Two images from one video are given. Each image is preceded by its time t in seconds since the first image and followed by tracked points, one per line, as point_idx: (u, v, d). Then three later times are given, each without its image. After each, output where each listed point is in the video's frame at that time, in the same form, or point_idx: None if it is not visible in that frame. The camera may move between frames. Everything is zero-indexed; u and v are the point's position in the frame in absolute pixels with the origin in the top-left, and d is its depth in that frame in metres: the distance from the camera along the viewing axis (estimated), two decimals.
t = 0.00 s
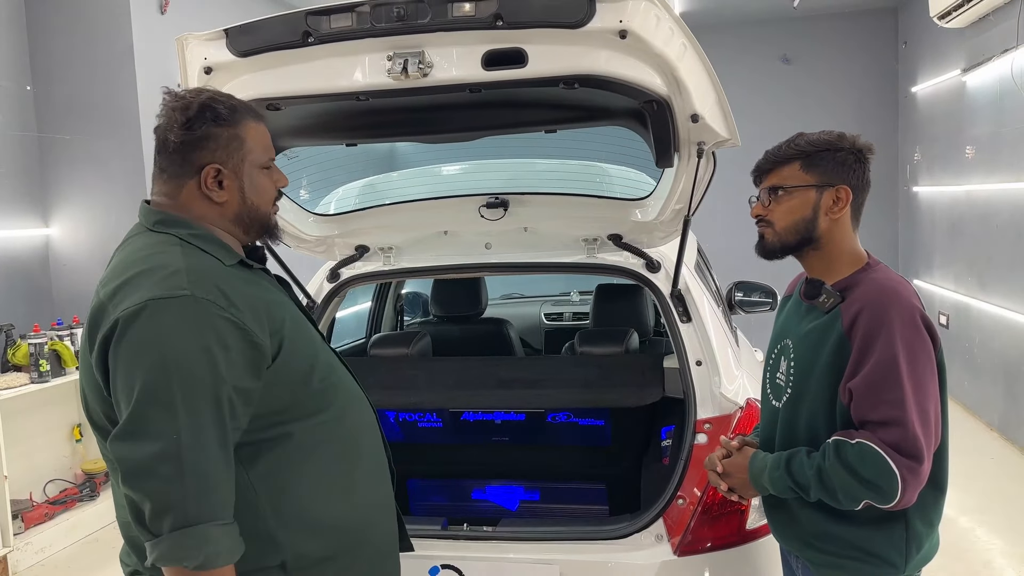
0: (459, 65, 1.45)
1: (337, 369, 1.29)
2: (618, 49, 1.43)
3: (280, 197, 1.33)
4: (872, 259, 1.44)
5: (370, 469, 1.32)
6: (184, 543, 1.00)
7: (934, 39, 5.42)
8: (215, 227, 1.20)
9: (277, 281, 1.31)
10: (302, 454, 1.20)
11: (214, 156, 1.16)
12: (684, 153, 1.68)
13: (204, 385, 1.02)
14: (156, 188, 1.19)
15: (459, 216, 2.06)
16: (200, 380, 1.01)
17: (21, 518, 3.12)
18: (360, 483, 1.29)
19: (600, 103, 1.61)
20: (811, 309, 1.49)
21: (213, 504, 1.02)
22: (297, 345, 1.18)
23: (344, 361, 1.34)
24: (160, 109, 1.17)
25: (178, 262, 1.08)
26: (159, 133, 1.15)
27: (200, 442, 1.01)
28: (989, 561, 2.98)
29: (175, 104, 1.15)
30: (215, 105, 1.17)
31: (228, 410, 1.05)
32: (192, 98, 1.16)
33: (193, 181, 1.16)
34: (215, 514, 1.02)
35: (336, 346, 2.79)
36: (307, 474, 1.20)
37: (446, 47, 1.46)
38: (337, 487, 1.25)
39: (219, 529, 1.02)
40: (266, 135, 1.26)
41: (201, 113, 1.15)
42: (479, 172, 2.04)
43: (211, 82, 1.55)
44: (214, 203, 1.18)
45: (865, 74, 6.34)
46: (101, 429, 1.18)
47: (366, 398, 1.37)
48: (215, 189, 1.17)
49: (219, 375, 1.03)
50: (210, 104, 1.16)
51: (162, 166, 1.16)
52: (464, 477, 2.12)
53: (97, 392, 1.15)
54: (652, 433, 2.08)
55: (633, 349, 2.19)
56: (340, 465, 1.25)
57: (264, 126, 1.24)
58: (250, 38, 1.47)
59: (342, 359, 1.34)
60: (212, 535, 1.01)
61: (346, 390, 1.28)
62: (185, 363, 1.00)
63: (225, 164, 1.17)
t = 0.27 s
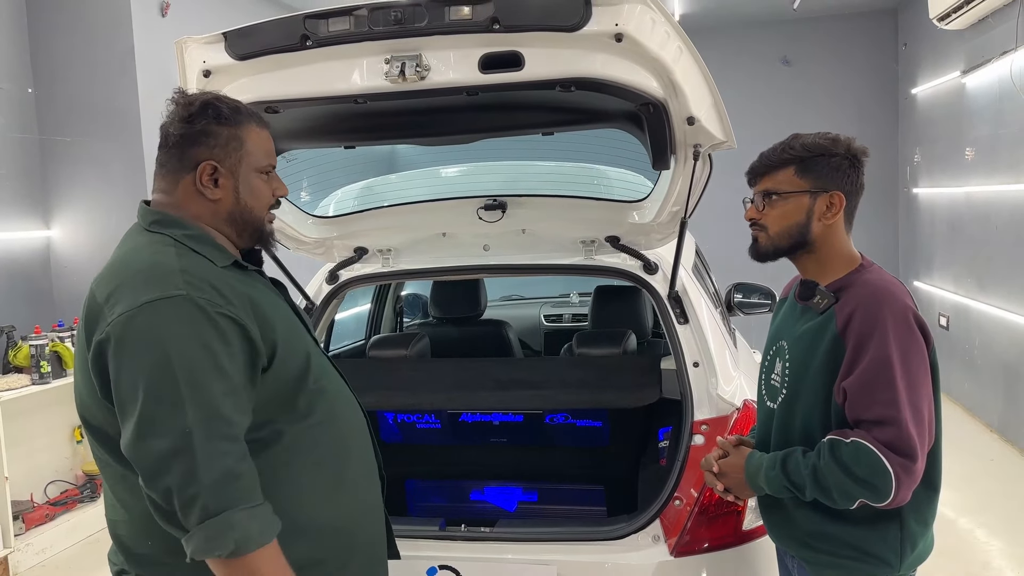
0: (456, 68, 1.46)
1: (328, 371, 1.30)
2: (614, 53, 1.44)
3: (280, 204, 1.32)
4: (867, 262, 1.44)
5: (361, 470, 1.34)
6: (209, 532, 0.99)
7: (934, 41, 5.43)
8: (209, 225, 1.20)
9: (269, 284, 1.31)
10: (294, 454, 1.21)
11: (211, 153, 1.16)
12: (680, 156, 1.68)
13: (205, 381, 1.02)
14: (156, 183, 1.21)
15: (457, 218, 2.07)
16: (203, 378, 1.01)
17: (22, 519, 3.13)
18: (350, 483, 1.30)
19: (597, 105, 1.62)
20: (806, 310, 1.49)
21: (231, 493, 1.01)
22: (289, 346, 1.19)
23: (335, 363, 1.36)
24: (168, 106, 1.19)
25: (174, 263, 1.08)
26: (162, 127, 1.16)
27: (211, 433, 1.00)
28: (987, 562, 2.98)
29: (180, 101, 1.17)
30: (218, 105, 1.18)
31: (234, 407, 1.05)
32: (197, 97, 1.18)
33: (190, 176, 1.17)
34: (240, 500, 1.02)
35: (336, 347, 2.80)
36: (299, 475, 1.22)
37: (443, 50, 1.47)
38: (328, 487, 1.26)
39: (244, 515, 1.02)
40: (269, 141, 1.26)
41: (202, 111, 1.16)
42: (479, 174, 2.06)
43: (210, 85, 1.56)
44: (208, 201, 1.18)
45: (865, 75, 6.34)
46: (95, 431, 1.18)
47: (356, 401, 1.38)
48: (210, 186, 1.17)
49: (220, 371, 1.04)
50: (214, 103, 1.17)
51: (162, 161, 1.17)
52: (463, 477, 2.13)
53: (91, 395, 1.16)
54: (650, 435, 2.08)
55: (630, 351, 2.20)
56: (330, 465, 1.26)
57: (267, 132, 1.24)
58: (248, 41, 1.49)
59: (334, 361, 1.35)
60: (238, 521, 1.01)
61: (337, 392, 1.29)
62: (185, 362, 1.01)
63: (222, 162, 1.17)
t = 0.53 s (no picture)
0: (454, 71, 1.47)
1: (323, 375, 1.30)
2: (612, 55, 1.44)
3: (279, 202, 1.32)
4: (862, 263, 1.44)
5: (354, 474, 1.34)
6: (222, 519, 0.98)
7: (934, 42, 5.42)
8: (210, 230, 1.21)
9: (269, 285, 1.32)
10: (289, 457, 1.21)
11: (208, 159, 1.16)
12: (678, 158, 1.68)
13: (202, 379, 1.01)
14: (155, 191, 1.22)
15: (456, 220, 2.07)
16: (200, 376, 1.01)
17: (23, 521, 3.14)
18: (343, 485, 1.31)
19: (595, 108, 1.63)
20: (803, 313, 1.49)
21: (243, 478, 1.00)
22: (284, 349, 1.19)
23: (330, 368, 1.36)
24: (162, 114, 1.19)
25: (168, 266, 1.09)
26: (157, 137, 1.17)
27: (215, 424, 1.00)
28: (988, 564, 2.97)
29: (173, 108, 1.17)
30: (212, 110, 1.18)
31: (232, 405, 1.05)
32: (190, 102, 1.18)
33: (188, 184, 1.18)
34: (253, 480, 1.01)
35: (335, 349, 2.80)
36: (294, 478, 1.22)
37: (441, 53, 1.47)
38: (322, 490, 1.26)
39: (260, 493, 1.00)
40: (265, 140, 1.26)
41: (196, 117, 1.16)
42: (478, 176, 2.04)
43: (209, 88, 1.56)
44: (209, 206, 1.19)
45: (866, 76, 6.34)
46: (91, 435, 1.18)
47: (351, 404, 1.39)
48: (209, 192, 1.18)
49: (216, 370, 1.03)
50: (207, 108, 1.17)
51: (161, 169, 1.18)
52: (461, 480, 2.15)
53: (87, 399, 1.16)
54: (648, 436, 2.10)
55: (629, 352, 2.21)
56: (323, 469, 1.26)
57: (262, 132, 1.24)
58: (246, 43, 1.49)
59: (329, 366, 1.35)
60: (256, 499, 0.99)
61: (331, 395, 1.29)
62: (181, 361, 1.00)
63: (219, 167, 1.18)
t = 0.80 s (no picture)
0: (454, 72, 1.47)
1: (324, 377, 1.30)
2: (612, 56, 1.44)
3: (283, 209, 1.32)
4: (863, 265, 1.44)
5: (356, 476, 1.34)
6: (218, 532, 1.01)
7: (937, 43, 5.41)
8: (213, 232, 1.20)
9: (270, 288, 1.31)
10: (289, 461, 1.21)
11: (216, 159, 1.16)
12: (679, 159, 1.68)
13: (204, 388, 1.02)
14: (159, 189, 1.21)
15: (456, 222, 2.07)
16: (202, 386, 1.02)
17: (23, 523, 3.14)
18: (344, 488, 1.30)
19: (595, 109, 1.62)
20: (803, 314, 1.49)
21: (237, 495, 1.02)
22: (286, 353, 1.19)
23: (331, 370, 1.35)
24: (171, 112, 1.19)
25: (171, 269, 1.08)
26: (166, 134, 1.17)
27: (213, 438, 1.01)
28: (990, 566, 2.96)
29: (184, 107, 1.17)
30: (222, 111, 1.18)
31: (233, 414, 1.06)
32: (201, 102, 1.18)
33: (194, 183, 1.17)
34: (248, 500, 1.03)
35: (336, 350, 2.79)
36: (294, 482, 1.22)
37: (441, 54, 1.47)
38: (323, 493, 1.26)
39: (256, 514, 1.04)
40: (274, 147, 1.26)
41: (207, 117, 1.16)
42: (478, 178, 2.04)
43: (208, 89, 1.56)
44: (213, 207, 1.18)
45: (868, 77, 6.32)
46: (90, 434, 1.18)
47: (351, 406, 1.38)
48: (214, 193, 1.17)
49: (218, 379, 1.04)
50: (218, 109, 1.17)
51: (167, 167, 1.18)
52: (462, 482, 2.16)
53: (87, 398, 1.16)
54: (649, 438, 2.11)
55: (630, 354, 2.20)
56: (324, 472, 1.26)
57: (271, 137, 1.24)
58: (246, 45, 1.49)
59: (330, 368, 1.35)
60: (249, 520, 1.03)
61: (333, 398, 1.29)
62: (184, 368, 1.01)
63: (226, 168, 1.17)
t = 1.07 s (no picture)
0: (454, 73, 1.46)
1: (330, 382, 1.30)
2: (612, 56, 1.43)
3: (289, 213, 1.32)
4: (865, 266, 1.43)
5: (361, 480, 1.34)
6: (206, 546, 1.01)
7: (939, 43, 5.39)
8: (219, 233, 1.20)
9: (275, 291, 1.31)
10: (296, 466, 1.22)
11: (225, 161, 1.16)
12: (679, 160, 1.67)
13: (219, 394, 1.04)
14: (166, 189, 1.21)
15: (457, 223, 2.06)
16: (218, 392, 1.04)
17: (24, 525, 3.14)
18: (349, 493, 1.30)
19: (596, 110, 1.62)
20: (804, 315, 1.48)
21: (231, 512, 1.04)
22: (298, 358, 1.20)
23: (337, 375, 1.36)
24: (182, 113, 1.20)
25: (189, 272, 1.09)
26: (176, 134, 1.17)
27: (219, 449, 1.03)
28: (993, 569, 2.95)
29: (196, 108, 1.17)
30: (233, 113, 1.18)
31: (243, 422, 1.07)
32: (213, 104, 1.19)
33: (201, 184, 1.17)
34: (235, 524, 1.05)
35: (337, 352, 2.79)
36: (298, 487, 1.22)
37: (441, 55, 1.46)
38: (327, 497, 1.26)
39: (240, 538, 1.05)
40: (283, 151, 1.26)
41: (218, 119, 1.17)
42: (479, 179, 2.04)
43: (208, 90, 1.56)
44: (220, 209, 1.18)
45: (870, 78, 6.31)
46: (99, 436, 1.17)
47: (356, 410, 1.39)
48: (222, 195, 1.17)
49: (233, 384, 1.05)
50: (229, 110, 1.18)
51: (174, 168, 1.17)
52: (462, 483, 2.16)
53: (95, 398, 1.15)
54: (650, 440, 2.11)
55: (631, 356, 2.19)
56: (328, 477, 1.26)
57: (280, 141, 1.24)
58: (246, 46, 1.49)
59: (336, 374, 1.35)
60: (235, 544, 1.04)
61: (339, 403, 1.30)
62: (202, 373, 1.02)
63: (234, 170, 1.17)
